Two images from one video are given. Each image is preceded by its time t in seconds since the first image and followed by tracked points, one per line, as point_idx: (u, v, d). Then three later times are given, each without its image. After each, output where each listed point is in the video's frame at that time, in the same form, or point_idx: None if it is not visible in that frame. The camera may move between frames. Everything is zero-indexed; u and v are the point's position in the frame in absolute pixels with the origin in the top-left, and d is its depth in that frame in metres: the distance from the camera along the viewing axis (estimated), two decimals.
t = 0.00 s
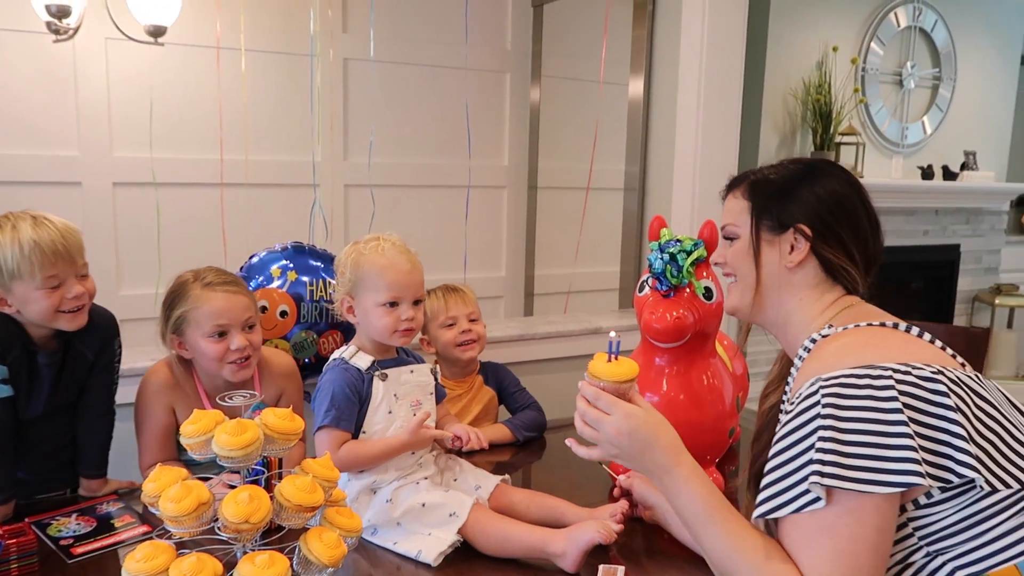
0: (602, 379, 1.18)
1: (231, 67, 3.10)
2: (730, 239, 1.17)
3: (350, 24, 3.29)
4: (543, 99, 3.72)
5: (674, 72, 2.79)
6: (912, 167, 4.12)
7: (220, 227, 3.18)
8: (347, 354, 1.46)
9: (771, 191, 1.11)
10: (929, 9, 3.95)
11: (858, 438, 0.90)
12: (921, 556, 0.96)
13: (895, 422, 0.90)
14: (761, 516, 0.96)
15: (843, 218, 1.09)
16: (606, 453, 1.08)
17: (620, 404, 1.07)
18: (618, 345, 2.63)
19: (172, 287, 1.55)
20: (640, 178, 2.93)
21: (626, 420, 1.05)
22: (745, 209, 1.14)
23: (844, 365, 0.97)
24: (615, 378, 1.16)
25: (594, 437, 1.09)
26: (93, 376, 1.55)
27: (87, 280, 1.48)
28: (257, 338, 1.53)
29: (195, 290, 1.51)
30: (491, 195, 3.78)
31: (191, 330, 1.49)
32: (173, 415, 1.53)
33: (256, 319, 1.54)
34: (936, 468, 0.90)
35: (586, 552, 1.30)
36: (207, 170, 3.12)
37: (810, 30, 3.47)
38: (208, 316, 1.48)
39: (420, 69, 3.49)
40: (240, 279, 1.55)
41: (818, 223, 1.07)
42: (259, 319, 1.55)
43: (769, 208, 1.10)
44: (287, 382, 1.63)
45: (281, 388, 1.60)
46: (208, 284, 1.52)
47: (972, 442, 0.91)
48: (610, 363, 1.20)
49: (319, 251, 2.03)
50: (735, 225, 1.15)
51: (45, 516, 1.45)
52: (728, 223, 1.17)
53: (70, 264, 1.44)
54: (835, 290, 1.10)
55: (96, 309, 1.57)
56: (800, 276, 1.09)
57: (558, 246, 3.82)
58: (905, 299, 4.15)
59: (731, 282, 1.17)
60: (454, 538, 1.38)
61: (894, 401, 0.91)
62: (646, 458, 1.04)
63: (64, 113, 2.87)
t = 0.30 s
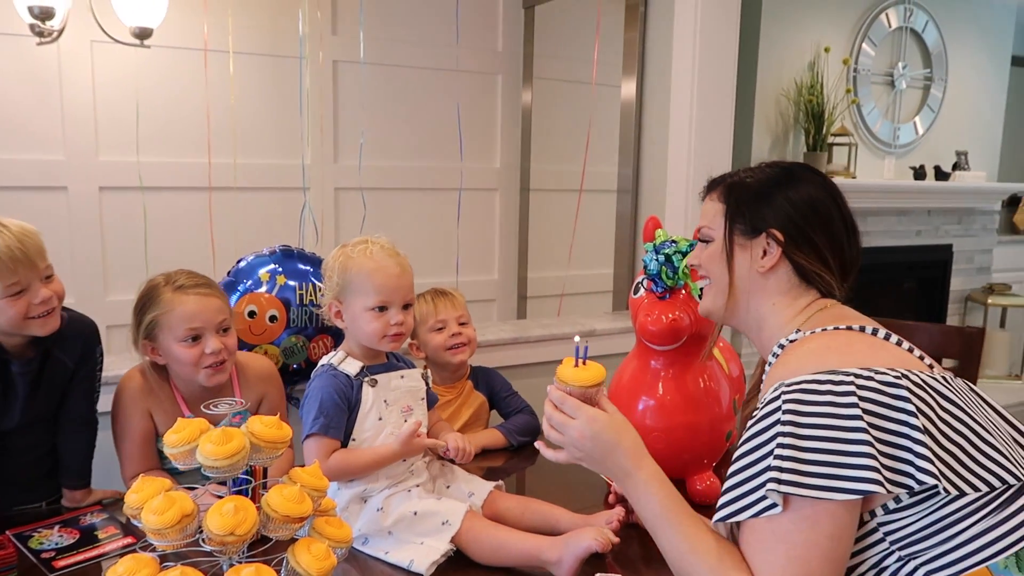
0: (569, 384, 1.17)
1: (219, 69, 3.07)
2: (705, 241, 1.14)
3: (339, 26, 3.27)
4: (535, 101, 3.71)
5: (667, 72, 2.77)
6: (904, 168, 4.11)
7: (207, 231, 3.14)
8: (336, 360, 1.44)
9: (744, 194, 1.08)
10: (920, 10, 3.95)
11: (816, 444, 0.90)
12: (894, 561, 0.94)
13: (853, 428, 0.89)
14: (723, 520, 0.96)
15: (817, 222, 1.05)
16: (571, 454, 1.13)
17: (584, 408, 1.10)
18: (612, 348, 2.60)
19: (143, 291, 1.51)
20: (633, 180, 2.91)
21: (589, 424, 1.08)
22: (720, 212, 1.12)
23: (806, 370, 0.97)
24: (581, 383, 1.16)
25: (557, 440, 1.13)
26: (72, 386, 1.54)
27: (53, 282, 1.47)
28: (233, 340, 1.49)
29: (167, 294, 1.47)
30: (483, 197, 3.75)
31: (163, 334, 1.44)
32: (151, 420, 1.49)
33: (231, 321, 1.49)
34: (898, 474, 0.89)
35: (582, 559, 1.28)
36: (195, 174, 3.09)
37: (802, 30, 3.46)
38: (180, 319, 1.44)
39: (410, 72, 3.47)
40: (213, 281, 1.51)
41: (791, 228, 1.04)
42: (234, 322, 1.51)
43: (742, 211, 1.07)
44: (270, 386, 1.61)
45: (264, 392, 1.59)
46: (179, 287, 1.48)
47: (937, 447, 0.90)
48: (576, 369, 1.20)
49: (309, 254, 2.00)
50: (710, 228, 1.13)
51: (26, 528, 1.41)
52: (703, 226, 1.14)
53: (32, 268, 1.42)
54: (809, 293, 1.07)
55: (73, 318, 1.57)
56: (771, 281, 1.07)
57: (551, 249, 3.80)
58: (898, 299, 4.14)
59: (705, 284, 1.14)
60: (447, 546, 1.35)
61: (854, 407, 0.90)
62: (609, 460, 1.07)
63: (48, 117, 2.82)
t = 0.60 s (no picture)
0: (532, 395, 1.11)
1: (211, 72, 3.02)
2: (683, 248, 1.09)
3: (333, 27, 3.22)
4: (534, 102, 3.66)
5: (667, 71, 2.72)
6: (908, 166, 4.05)
7: (200, 236, 3.09)
8: (325, 369, 1.38)
9: (720, 199, 1.02)
10: (922, 6, 3.90)
11: (787, 458, 0.85)
12: None
13: (827, 441, 0.85)
14: (688, 535, 0.91)
15: (798, 226, 0.99)
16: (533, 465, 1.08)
17: (544, 417, 1.07)
18: (614, 353, 2.54)
19: (118, 301, 1.46)
20: (634, 181, 2.85)
21: (548, 434, 1.05)
22: (696, 217, 1.06)
23: (779, 380, 0.92)
24: (544, 394, 1.10)
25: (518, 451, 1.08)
26: (55, 406, 1.48)
27: (34, 294, 1.41)
28: (214, 350, 1.45)
29: (143, 303, 1.42)
30: (482, 200, 3.70)
31: (141, 346, 1.40)
32: (133, 434, 1.45)
33: (211, 330, 1.46)
34: (873, 492, 0.84)
35: None
36: (188, 179, 3.03)
37: (803, 28, 3.40)
38: (159, 330, 1.39)
39: (406, 73, 3.42)
40: (192, 289, 1.47)
41: (770, 234, 0.98)
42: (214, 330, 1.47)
43: (719, 216, 1.01)
44: (255, 397, 1.59)
45: (250, 403, 1.57)
46: (156, 296, 1.43)
47: (915, 464, 0.85)
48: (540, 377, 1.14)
49: (300, 260, 1.95)
50: (687, 234, 1.07)
51: (6, 548, 1.34)
52: (680, 232, 1.08)
53: (12, 279, 1.35)
54: (791, 299, 1.02)
55: (56, 333, 1.50)
56: (753, 289, 1.02)
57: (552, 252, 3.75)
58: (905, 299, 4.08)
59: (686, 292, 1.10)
60: (444, 564, 1.30)
61: (828, 420, 0.85)
62: (569, 471, 1.03)
63: (37, 122, 2.77)
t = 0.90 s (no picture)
0: (511, 397, 1.05)
1: (216, 65, 2.98)
2: (683, 249, 1.04)
3: (340, 19, 3.17)
4: (545, 95, 3.60)
5: (681, 60, 2.64)
6: (930, 158, 3.94)
7: (207, 231, 3.05)
8: (324, 369, 1.33)
9: (719, 197, 0.97)
10: None
11: (774, 469, 0.78)
12: None
13: (818, 454, 0.78)
14: (672, 543, 0.86)
15: (802, 225, 0.94)
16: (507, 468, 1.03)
17: (521, 420, 1.01)
18: (627, 350, 2.48)
19: (109, 303, 1.43)
20: (648, 175, 2.78)
21: (523, 438, 0.99)
22: (696, 217, 1.01)
23: (773, 387, 0.86)
24: (523, 397, 1.04)
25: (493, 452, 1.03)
26: (55, 408, 1.40)
27: (32, 298, 1.34)
28: (209, 352, 1.42)
29: (135, 305, 1.39)
30: (493, 194, 3.64)
31: (135, 349, 1.37)
32: (128, 436, 1.43)
33: (206, 331, 1.42)
34: (868, 511, 0.77)
35: None
36: (193, 174, 3.00)
37: (823, 16, 3.30)
38: (151, 333, 1.37)
39: (415, 66, 3.36)
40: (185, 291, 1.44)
41: (773, 233, 0.93)
42: (210, 331, 1.44)
43: (719, 215, 0.97)
44: (257, 403, 1.60)
45: (247, 407, 1.58)
46: (148, 297, 1.40)
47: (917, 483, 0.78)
48: (520, 379, 1.08)
49: (303, 255, 1.90)
50: (687, 233, 1.02)
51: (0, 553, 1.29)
52: (680, 232, 1.04)
53: (11, 283, 1.28)
54: (798, 300, 0.97)
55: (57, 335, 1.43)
56: (756, 291, 0.97)
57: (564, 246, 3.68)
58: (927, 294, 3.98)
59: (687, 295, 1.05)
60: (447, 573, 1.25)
61: (820, 430, 0.79)
62: (543, 477, 0.98)
63: (42, 116, 2.75)
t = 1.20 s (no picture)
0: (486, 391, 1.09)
1: (233, 51, 2.95)
2: (694, 253, 1.00)
3: (358, 4, 3.12)
4: (567, 81, 3.53)
5: (707, 43, 2.55)
6: (965, 144, 3.80)
7: (225, 219, 3.04)
8: (332, 362, 1.31)
9: (730, 198, 0.93)
10: None
11: (761, 475, 0.75)
12: None
13: (810, 468, 0.74)
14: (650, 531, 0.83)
15: (819, 225, 0.89)
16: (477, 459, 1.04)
17: (491, 414, 1.02)
18: (649, 341, 2.42)
19: (114, 296, 1.41)
20: (672, 162, 2.70)
21: (492, 431, 1.00)
22: (706, 218, 0.97)
23: (774, 392, 0.81)
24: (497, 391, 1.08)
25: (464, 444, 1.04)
26: (64, 403, 1.37)
27: (43, 289, 1.30)
28: (218, 344, 1.40)
29: (141, 299, 1.37)
30: (513, 181, 3.59)
31: (143, 343, 1.35)
32: (138, 428, 1.42)
33: (214, 322, 1.41)
34: (857, 529, 0.74)
35: None
36: (211, 161, 2.98)
37: None
38: (159, 327, 1.35)
39: (433, 51, 3.31)
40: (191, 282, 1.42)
41: (787, 235, 0.88)
42: (217, 322, 1.42)
43: (730, 218, 0.92)
44: (272, 397, 1.57)
45: (259, 399, 1.56)
46: (154, 290, 1.38)
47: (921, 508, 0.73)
48: (494, 374, 1.12)
49: (318, 243, 1.87)
50: (697, 237, 0.98)
51: (11, 543, 1.28)
52: (691, 235, 0.99)
53: (24, 274, 1.25)
54: (816, 304, 0.92)
55: (65, 327, 1.39)
56: (772, 296, 0.92)
57: (586, 235, 3.62)
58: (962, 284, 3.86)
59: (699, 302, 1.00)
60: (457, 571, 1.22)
61: (817, 443, 0.74)
62: (508, 469, 0.98)
63: (62, 103, 2.75)
